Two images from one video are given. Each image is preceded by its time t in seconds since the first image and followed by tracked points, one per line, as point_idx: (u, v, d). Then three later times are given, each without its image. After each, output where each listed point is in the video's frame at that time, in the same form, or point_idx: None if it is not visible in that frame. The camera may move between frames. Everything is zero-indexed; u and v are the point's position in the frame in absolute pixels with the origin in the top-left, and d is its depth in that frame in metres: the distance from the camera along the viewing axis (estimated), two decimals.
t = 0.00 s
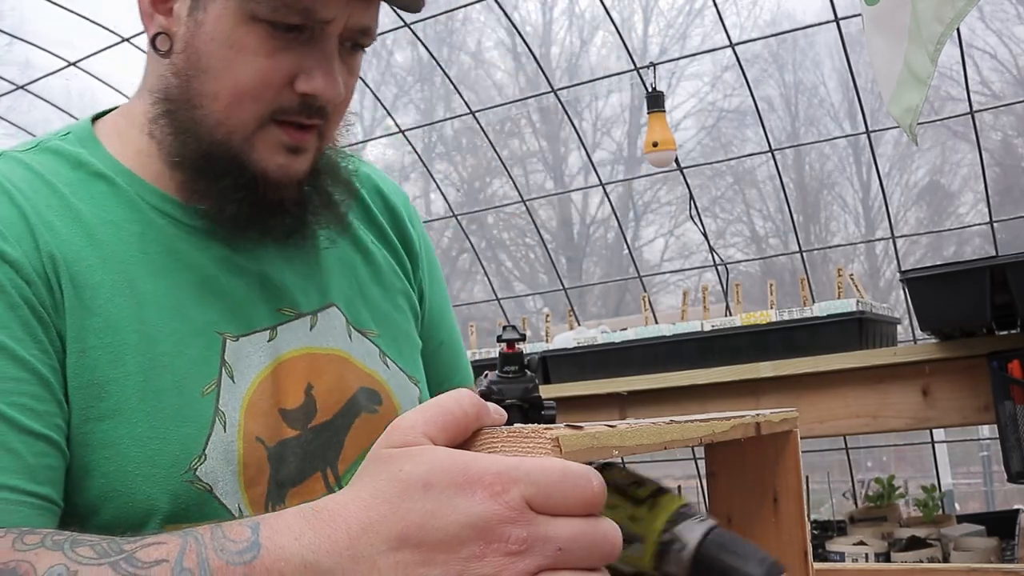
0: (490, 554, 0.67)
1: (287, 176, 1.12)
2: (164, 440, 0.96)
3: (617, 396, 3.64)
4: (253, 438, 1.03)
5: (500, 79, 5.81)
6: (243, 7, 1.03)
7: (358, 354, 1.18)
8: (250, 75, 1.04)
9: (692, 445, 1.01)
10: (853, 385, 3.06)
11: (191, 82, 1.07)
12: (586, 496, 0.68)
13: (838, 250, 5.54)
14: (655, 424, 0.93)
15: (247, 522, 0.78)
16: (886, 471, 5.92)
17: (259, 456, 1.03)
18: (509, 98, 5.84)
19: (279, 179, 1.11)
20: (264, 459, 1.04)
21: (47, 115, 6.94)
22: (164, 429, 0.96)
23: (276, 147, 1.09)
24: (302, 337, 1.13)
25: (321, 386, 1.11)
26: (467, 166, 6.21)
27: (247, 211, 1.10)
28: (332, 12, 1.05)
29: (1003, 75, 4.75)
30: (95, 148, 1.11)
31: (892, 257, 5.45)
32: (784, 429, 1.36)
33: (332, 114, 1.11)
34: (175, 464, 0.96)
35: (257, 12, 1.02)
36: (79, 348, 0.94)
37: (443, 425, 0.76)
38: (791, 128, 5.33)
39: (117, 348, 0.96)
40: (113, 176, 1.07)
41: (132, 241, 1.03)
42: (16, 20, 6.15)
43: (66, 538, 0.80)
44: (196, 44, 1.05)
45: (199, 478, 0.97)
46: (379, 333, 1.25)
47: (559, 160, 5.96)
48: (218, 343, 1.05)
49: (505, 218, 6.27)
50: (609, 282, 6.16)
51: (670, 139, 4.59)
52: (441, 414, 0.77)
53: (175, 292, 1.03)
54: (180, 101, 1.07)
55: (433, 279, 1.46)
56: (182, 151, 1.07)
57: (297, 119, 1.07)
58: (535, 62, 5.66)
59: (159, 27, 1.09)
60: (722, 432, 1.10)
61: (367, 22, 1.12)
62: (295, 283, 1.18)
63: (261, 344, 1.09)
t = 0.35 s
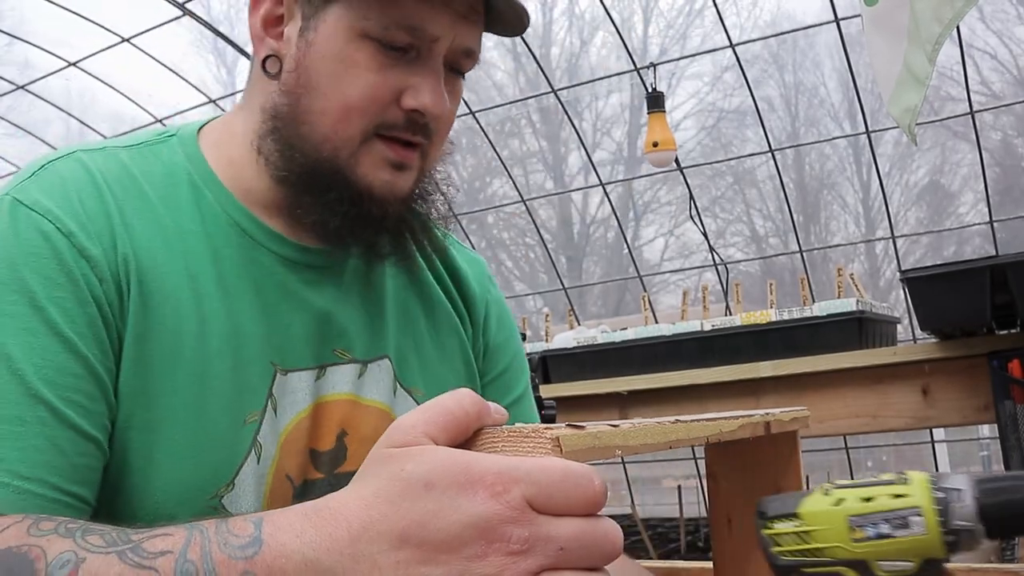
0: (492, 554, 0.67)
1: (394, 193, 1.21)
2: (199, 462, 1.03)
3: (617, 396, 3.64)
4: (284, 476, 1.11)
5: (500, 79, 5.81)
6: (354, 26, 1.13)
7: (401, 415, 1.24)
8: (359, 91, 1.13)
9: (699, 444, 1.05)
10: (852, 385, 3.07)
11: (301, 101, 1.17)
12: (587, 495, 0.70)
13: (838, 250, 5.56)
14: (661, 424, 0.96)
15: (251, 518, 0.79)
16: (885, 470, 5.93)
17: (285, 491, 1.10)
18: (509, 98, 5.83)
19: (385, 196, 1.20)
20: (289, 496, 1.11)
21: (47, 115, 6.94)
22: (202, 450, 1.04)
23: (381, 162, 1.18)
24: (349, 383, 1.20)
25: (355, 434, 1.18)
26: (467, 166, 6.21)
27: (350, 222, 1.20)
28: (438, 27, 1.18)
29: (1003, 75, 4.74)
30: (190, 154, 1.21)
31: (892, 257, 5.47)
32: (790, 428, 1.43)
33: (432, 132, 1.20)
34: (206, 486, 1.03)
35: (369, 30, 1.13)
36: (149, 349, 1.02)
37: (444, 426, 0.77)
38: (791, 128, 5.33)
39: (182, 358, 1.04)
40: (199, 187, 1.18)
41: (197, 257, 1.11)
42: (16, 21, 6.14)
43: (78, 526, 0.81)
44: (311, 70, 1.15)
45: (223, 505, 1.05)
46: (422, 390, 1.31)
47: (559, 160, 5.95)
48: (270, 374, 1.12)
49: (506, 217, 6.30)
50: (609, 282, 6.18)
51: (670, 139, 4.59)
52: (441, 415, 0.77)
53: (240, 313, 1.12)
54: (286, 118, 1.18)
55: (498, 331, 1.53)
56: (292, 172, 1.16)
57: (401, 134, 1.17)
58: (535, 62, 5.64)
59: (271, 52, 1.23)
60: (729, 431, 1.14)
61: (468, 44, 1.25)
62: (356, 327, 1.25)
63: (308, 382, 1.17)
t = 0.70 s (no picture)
0: (492, 555, 0.67)
1: (346, 174, 1.18)
2: (209, 469, 1.03)
3: (617, 397, 3.63)
4: (298, 484, 1.12)
5: (500, 79, 5.78)
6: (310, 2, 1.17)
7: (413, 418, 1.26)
8: (303, 55, 1.16)
9: (699, 445, 1.05)
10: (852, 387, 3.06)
11: (268, 83, 1.22)
12: (587, 496, 0.69)
13: (839, 251, 5.56)
14: (661, 425, 0.95)
15: (251, 520, 0.79)
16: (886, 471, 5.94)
17: (297, 497, 1.12)
18: (510, 99, 5.80)
19: (336, 175, 1.18)
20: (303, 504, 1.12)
21: (47, 115, 6.94)
22: (212, 457, 1.03)
23: (330, 135, 1.17)
24: (361, 389, 1.22)
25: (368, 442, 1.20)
26: (468, 166, 6.21)
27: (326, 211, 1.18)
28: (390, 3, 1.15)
29: (1003, 76, 4.74)
30: (204, 154, 1.21)
31: (892, 258, 5.48)
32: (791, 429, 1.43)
33: (393, 112, 1.20)
34: (216, 495, 1.04)
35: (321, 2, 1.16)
36: (158, 355, 1.02)
37: (444, 427, 0.76)
38: (791, 128, 5.33)
39: (192, 365, 1.04)
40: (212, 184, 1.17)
41: (210, 262, 1.10)
42: (16, 20, 6.13)
43: (79, 532, 0.81)
44: (278, 42, 1.22)
45: (233, 512, 1.05)
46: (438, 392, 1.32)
47: (559, 161, 5.95)
48: (282, 380, 1.12)
49: (506, 218, 6.30)
50: (609, 283, 6.19)
51: (670, 140, 4.59)
52: (441, 416, 0.77)
53: (251, 319, 1.11)
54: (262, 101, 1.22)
55: (511, 336, 1.53)
56: (249, 143, 1.20)
57: (346, 103, 1.16)
58: (535, 63, 5.61)
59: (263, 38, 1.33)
60: (729, 433, 1.13)
61: (433, 24, 1.19)
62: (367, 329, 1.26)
63: (321, 388, 1.17)
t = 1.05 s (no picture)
0: (491, 557, 0.67)
1: (300, 199, 1.09)
2: (224, 450, 0.98)
3: (618, 399, 3.62)
4: (318, 441, 1.06)
5: (500, 80, 5.76)
6: (237, 28, 0.99)
7: (409, 357, 1.22)
8: (241, 94, 1.01)
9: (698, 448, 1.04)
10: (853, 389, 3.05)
11: (201, 99, 1.08)
12: (586, 496, 0.69)
13: (839, 251, 5.54)
14: (660, 427, 0.95)
15: (248, 528, 0.79)
16: (886, 473, 5.92)
17: (322, 461, 1.05)
18: (509, 99, 5.78)
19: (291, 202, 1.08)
20: (329, 463, 1.06)
21: (47, 116, 6.93)
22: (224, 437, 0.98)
23: (278, 173, 1.05)
24: (360, 340, 1.17)
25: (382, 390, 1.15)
26: (468, 167, 6.21)
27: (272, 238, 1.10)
28: (328, 39, 0.98)
29: (1003, 76, 4.75)
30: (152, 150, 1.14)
31: (892, 259, 5.48)
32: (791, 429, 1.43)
33: (341, 137, 1.07)
34: (235, 473, 0.98)
35: (251, 36, 0.98)
36: (138, 348, 0.96)
37: (444, 428, 0.76)
38: (792, 129, 5.33)
39: (182, 348, 0.98)
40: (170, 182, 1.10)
41: (185, 250, 1.05)
42: (16, 21, 6.13)
43: (71, 549, 0.79)
44: (207, 69, 1.05)
45: (260, 485, 0.99)
46: (425, 333, 1.30)
47: (559, 162, 5.94)
48: (282, 348, 1.07)
49: (506, 219, 6.28)
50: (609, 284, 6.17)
51: (670, 140, 4.58)
52: (440, 418, 0.76)
53: (233, 297, 1.05)
54: (196, 114, 1.09)
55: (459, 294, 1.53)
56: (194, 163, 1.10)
57: (295, 141, 1.04)
58: (535, 63, 5.62)
59: (189, 34, 1.14)
60: (729, 434, 1.13)
61: (377, 47, 1.03)
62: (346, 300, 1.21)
63: (322, 346, 1.12)
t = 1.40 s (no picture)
0: (490, 558, 0.68)
1: (252, 197, 1.09)
2: (206, 455, 1.02)
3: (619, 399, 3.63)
4: (296, 443, 1.09)
5: (500, 81, 5.74)
6: (144, 45, 0.98)
7: (392, 351, 1.25)
8: (166, 109, 1.01)
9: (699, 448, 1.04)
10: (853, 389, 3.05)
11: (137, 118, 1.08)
12: (585, 496, 0.69)
13: (839, 252, 5.55)
14: (659, 427, 0.95)
15: (250, 533, 0.80)
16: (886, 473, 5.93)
17: (301, 462, 1.09)
18: (509, 100, 5.78)
19: (243, 202, 1.09)
20: (308, 463, 1.10)
21: (47, 116, 6.92)
22: (202, 444, 1.02)
23: (227, 177, 1.06)
24: (340, 336, 1.20)
25: (361, 386, 1.18)
26: (468, 168, 6.21)
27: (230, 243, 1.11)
28: (227, 36, 0.97)
29: (1004, 77, 4.75)
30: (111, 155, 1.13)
31: (892, 260, 5.48)
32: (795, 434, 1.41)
33: (278, 130, 1.06)
34: (216, 478, 1.02)
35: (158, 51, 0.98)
36: (111, 361, 0.99)
37: (442, 429, 0.76)
38: (792, 129, 5.33)
39: (156, 359, 1.02)
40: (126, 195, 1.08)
41: (153, 262, 1.07)
42: (17, 21, 6.13)
43: (76, 561, 0.80)
44: (131, 90, 1.05)
45: (243, 489, 1.04)
46: (410, 324, 1.31)
47: (559, 162, 5.94)
48: (256, 351, 1.10)
49: (506, 220, 6.28)
50: (609, 285, 6.17)
51: (670, 141, 4.58)
52: (439, 419, 0.76)
53: (198, 305, 1.08)
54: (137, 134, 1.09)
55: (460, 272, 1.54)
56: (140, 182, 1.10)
57: (233, 144, 1.03)
58: (535, 64, 5.62)
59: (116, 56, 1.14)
60: (729, 434, 1.13)
61: (284, 32, 1.00)
62: (313, 288, 1.21)
63: (296, 346, 1.15)
